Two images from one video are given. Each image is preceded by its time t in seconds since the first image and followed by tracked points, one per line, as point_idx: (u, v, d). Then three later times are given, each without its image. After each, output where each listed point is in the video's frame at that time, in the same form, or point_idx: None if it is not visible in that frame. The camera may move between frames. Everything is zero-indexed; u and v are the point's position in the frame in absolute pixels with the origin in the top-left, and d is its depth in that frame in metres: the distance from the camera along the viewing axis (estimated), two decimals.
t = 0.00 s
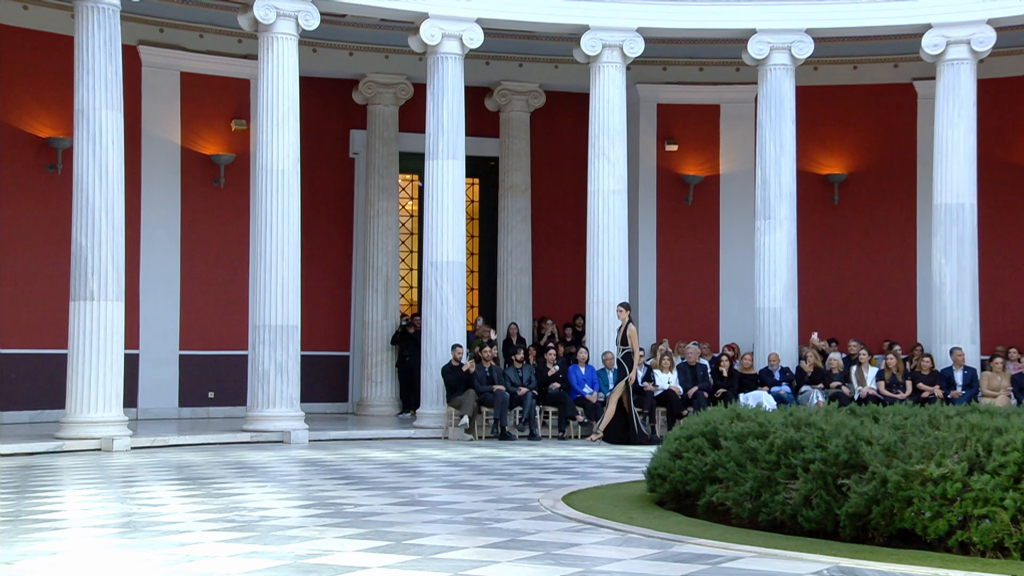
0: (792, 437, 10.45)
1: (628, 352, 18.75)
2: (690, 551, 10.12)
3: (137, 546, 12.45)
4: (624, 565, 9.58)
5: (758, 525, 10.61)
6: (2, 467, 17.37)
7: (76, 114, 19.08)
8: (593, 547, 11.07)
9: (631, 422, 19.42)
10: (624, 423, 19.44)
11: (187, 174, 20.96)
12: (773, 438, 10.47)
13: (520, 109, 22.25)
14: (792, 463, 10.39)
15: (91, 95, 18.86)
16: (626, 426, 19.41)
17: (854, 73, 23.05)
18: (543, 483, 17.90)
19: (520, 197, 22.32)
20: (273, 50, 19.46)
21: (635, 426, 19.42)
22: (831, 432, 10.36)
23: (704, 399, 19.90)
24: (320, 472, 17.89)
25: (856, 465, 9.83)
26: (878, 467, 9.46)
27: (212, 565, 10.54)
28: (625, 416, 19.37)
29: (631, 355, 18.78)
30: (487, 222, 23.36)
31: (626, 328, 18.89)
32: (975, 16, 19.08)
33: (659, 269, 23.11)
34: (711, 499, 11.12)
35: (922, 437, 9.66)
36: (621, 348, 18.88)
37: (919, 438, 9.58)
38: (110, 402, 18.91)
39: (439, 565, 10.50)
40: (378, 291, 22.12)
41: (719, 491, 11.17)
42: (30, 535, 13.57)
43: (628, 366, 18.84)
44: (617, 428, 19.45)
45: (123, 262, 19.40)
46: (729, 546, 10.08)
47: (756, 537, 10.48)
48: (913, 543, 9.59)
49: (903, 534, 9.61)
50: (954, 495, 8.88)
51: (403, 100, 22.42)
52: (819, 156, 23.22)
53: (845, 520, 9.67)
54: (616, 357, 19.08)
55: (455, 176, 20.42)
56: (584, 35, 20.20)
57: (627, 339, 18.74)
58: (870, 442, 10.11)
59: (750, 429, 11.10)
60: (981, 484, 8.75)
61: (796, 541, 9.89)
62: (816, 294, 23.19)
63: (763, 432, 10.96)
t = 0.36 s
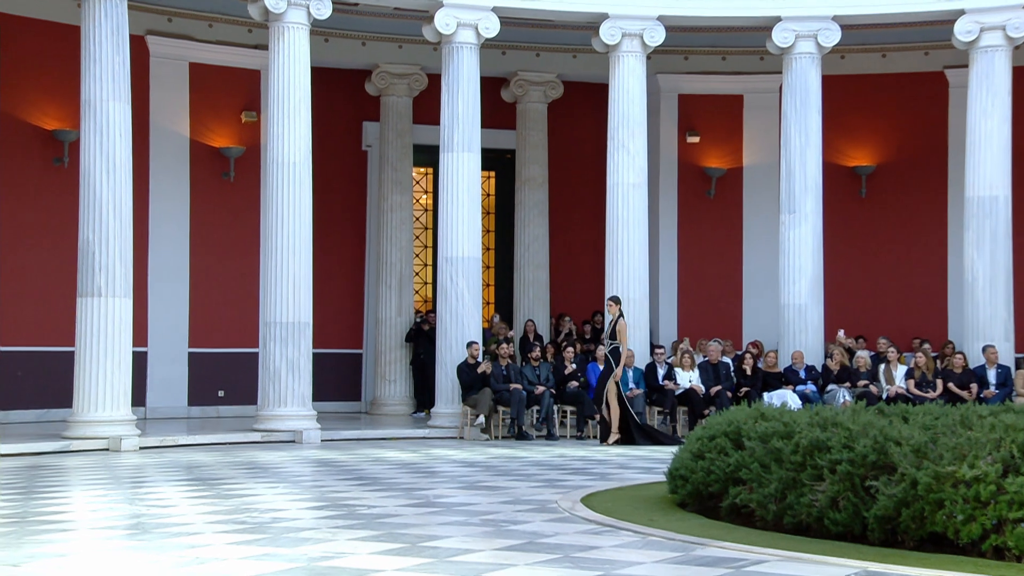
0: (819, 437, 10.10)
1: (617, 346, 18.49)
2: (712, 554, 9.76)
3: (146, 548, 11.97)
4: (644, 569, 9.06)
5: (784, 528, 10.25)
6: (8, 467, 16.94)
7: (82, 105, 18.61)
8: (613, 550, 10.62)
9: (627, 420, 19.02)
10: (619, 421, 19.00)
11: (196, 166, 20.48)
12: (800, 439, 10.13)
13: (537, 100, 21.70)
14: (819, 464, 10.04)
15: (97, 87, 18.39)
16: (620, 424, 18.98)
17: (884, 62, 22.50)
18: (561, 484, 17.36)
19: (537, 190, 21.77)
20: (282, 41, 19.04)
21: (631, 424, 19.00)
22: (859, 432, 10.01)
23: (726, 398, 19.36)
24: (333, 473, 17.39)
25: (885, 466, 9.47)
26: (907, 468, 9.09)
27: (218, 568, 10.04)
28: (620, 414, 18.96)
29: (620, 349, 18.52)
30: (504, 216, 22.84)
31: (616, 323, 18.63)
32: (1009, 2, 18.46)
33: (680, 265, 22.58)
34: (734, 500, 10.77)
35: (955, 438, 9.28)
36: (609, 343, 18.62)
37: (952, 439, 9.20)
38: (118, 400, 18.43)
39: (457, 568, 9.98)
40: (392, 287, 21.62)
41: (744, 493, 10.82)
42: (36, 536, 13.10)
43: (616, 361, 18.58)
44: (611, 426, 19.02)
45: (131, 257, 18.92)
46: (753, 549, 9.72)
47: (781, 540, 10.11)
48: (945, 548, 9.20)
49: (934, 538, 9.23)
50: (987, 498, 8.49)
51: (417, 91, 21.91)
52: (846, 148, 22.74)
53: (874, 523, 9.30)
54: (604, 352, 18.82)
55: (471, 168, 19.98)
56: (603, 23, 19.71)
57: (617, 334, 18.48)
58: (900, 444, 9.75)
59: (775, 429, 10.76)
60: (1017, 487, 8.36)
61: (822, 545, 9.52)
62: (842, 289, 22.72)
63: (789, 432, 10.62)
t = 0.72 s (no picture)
0: (850, 438, 9.78)
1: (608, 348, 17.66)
2: (739, 559, 9.40)
3: (156, 552, 11.42)
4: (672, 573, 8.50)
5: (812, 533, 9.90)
6: (15, 469, 16.44)
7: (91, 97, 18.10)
8: (635, 555, 10.20)
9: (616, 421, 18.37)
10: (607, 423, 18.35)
11: (208, 160, 19.97)
12: (830, 440, 9.80)
13: (558, 91, 21.14)
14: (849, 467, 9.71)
15: (106, 79, 17.87)
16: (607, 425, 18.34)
17: (919, 49, 21.98)
18: (582, 487, 16.74)
19: (558, 184, 21.20)
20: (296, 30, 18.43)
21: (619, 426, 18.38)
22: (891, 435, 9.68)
23: (754, 399, 18.81)
24: (348, 474, 16.82)
25: (919, 469, 9.13)
26: (944, 471, 8.75)
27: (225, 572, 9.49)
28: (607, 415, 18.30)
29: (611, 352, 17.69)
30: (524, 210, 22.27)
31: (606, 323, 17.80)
32: None
33: (706, 260, 22.00)
34: (762, 504, 10.41)
35: (994, 440, 8.95)
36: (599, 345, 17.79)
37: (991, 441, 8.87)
38: (128, 400, 17.89)
39: (478, 575, 9.40)
40: (409, 283, 21.07)
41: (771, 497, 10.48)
42: (43, 539, 12.56)
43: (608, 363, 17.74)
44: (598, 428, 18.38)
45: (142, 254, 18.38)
46: (781, 554, 9.37)
47: (810, 545, 9.76)
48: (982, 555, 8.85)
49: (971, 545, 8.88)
50: None
51: (434, 82, 21.35)
52: (879, 140, 22.24)
53: (908, 528, 8.96)
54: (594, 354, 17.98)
55: (490, 161, 19.47)
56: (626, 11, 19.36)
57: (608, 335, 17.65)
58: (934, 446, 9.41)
59: (805, 430, 10.45)
60: None
61: (853, 550, 9.17)
62: (872, 286, 22.22)
63: (819, 434, 10.29)
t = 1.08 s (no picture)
0: (882, 439, 9.35)
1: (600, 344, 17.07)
2: (769, 562, 9.00)
3: (168, 554, 10.93)
4: None
5: (842, 536, 9.50)
6: (23, 469, 15.98)
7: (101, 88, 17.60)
8: (662, 558, 9.71)
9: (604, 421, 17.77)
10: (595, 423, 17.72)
11: (221, 153, 19.48)
12: (861, 441, 9.38)
13: (580, 81, 20.57)
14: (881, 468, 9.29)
15: (116, 70, 17.37)
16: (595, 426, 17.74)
17: (955, 35, 21.42)
18: (605, 489, 16.17)
19: (580, 176, 20.59)
20: (311, 19, 17.97)
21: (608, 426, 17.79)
22: (925, 434, 9.25)
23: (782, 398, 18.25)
24: (364, 475, 16.31)
25: (956, 471, 8.71)
26: (983, 473, 8.34)
27: None
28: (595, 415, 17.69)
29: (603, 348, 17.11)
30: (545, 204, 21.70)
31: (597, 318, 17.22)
32: None
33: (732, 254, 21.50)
34: (792, 505, 10.01)
35: None
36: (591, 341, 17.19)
37: None
38: (139, 399, 17.41)
39: None
40: (427, 279, 20.54)
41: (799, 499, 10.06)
42: (51, 542, 12.06)
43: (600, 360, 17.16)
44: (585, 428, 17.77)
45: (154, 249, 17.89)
46: (811, 558, 8.96)
47: (841, 549, 9.35)
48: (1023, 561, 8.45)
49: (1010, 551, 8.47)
50: None
51: (453, 71, 20.79)
52: (913, 130, 21.70)
53: (944, 533, 8.56)
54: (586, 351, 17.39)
55: (510, 154, 18.96)
56: None
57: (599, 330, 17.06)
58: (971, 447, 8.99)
59: (836, 430, 9.97)
60: None
61: (887, 555, 8.76)
62: (904, 281, 21.70)
63: (849, 434, 9.86)
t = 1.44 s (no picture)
0: (921, 438, 8.87)
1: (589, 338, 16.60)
2: (802, 568, 8.56)
3: (182, 556, 10.41)
4: None
5: (878, 540, 9.02)
6: (35, 467, 15.55)
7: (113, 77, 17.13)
8: (692, 561, 9.15)
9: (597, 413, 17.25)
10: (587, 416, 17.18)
11: (237, 143, 19.09)
12: (899, 441, 8.90)
13: (605, 69, 20.03)
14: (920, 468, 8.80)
15: (130, 59, 16.90)
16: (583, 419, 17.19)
17: (998, 19, 20.79)
18: (631, 489, 15.61)
19: (606, 167, 20.02)
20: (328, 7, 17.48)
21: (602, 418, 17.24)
22: (967, 432, 8.76)
23: (816, 395, 17.70)
24: (383, 474, 15.80)
25: (999, 471, 8.22)
26: None
27: None
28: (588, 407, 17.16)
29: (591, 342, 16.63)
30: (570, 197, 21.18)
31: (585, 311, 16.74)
32: None
33: (763, 247, 21.08)
34: (825, 508, 9.51)
35: None
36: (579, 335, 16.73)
37: None
38: (154, 396, 16.95)
39: None
40: (448, 273, 20.05)
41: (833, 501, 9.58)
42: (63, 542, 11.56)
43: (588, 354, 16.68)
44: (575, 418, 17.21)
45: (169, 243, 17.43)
46: (846, 563, 8.49)
47: (877, 553, 8.87)
48: None
49: None
50: None
51: (475, 59, 20.29)
52: (952, 119, 21.09)
53: (986, 536, 8.07)
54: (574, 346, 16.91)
55: (533, 144, 18.45)
56: None
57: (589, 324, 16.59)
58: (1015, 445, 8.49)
59: (872, 429, 9.50)
60: None
61: (927, 559, 8.27)
62: (942, 275, 21.11)
63: (886, 433, 9.38)
